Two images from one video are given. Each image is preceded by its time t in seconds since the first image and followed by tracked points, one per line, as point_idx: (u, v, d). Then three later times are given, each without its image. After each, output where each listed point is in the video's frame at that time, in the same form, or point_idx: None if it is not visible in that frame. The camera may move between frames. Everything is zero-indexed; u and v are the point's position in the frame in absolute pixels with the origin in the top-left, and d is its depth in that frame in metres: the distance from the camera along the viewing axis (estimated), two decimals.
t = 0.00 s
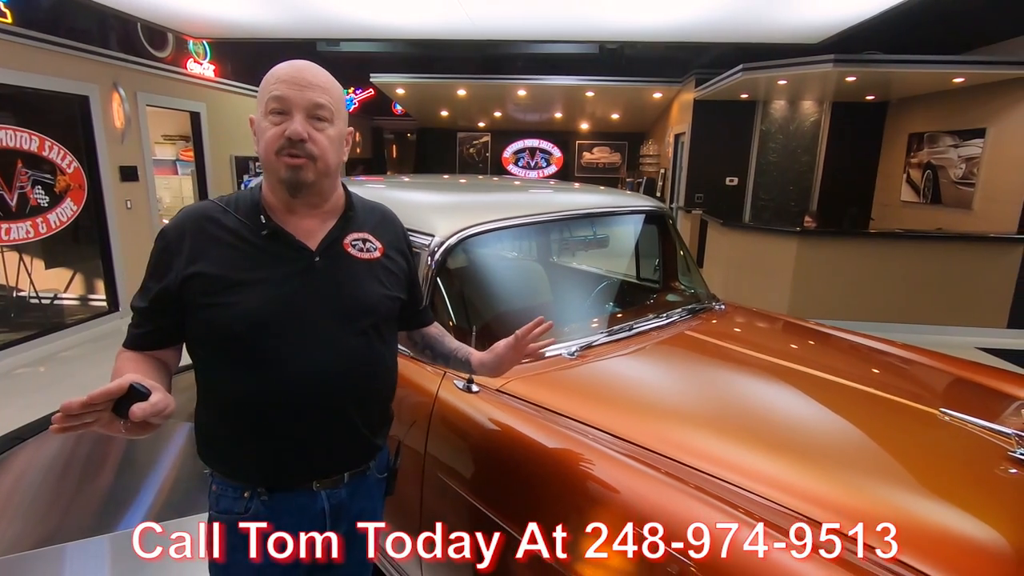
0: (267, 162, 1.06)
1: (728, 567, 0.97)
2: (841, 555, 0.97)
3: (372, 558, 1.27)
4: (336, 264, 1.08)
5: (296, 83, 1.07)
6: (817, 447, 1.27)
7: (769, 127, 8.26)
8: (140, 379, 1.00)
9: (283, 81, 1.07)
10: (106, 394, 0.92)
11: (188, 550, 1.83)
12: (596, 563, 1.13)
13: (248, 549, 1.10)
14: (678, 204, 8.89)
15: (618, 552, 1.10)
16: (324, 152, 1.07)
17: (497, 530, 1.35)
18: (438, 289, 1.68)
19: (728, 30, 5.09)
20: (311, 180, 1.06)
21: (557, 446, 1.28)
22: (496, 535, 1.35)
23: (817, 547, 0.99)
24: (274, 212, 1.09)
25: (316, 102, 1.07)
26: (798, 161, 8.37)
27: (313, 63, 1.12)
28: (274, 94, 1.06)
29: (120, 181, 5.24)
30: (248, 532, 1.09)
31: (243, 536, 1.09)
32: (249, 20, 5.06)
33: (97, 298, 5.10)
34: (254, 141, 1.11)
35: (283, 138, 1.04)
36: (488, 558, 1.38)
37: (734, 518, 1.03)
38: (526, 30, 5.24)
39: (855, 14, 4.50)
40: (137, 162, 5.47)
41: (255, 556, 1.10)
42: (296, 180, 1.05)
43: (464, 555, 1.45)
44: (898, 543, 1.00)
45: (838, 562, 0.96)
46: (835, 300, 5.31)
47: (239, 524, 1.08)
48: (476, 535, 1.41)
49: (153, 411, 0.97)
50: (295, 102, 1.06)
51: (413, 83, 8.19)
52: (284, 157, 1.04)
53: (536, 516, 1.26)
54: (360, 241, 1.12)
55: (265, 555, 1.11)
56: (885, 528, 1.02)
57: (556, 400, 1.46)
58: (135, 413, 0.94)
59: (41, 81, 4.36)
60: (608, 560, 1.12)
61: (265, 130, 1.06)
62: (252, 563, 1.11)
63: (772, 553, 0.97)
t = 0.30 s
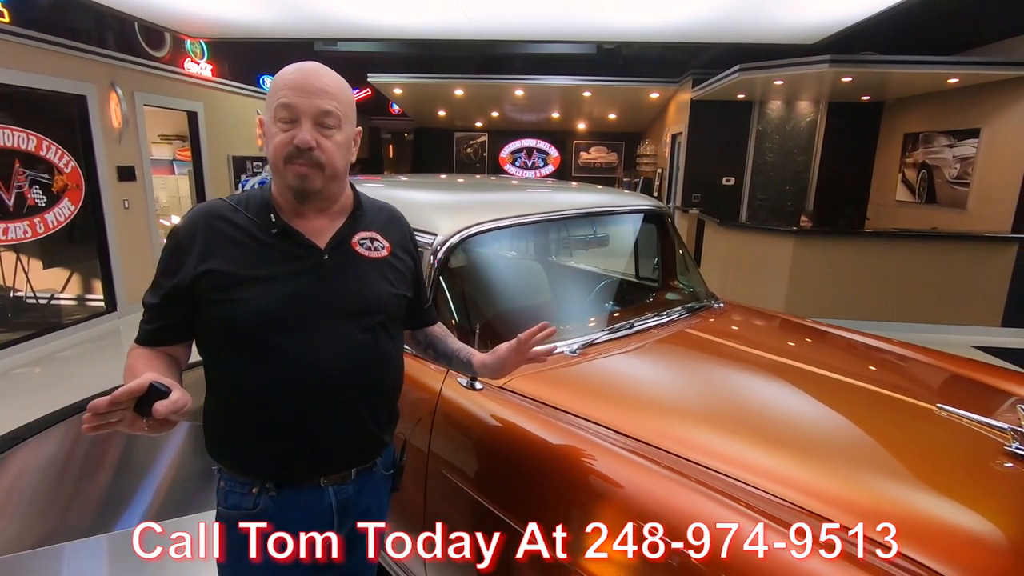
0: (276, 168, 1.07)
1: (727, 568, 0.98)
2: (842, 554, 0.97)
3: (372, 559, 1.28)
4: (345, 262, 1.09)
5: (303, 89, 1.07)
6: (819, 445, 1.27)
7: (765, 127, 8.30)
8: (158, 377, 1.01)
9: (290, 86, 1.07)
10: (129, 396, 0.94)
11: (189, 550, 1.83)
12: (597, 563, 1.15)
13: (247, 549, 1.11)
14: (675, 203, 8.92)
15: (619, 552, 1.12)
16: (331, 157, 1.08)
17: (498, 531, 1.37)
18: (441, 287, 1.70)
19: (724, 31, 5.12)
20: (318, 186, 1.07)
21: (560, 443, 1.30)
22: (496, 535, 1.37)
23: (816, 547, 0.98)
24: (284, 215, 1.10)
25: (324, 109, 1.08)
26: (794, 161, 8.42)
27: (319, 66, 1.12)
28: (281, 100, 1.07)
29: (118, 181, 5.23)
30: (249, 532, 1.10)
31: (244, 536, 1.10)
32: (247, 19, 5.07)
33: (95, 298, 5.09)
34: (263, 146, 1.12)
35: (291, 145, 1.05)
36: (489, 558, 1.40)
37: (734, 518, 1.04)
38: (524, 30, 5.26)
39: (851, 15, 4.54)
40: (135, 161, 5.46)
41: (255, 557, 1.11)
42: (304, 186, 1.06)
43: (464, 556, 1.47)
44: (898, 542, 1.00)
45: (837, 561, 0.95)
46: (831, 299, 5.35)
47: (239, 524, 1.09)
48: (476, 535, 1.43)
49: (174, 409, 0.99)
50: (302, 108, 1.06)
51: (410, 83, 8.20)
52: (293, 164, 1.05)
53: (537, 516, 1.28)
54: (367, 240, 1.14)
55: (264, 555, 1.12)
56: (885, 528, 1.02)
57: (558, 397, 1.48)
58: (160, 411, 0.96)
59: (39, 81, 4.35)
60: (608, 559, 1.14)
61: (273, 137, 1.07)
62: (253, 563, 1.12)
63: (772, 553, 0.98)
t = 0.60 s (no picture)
0: (282, 164, 1.08)
1: (727, 567, 0.98)
2: (842, 554, 0.97)
3: (372, 559, 1.29)
4: (349, 262, 1.10)
5: (311, 86, 1.09)
6: (815, 442, 1.28)
7: (759, 127, 8.35)
8: (176, 393, 0.99)
9: (297, 83, 1.09)
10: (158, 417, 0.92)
11: (188, 550, 1.84)
12: (598, 563, 1.16)
13: (248, 549, 1.12)
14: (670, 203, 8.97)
15: (619, 553, 1.13)
16: (337, 153, 1.09)
17: (498, 531, 1.39)
18: (440, 286, 1.71)
19: (719, 31, 5.15)
20: (325, 182, 1.09)
21: (561, 442, 1.30)
22: (496, 535, 1.39)
23: (817, 547, 0.98)
24: (290, 212, 1.11)
25: (330, 105, 1.09)
26: (788, 161, 8.48)
27: (326, 65, 1.14)
28: (289, 96, 1.08)
29: (113, 181, 5.21)
30: (249, 532, 1.11)
31: (244, 536, 1.11)
32: (243, 19, 5.06)
33: (89, 298, 5.06)
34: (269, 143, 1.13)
35: (298, 140, 1.06)
36: (489, 558, 1.42)
37: (735, 518, 1.04)
38: (520, 30, 5.27)
39: (844, 16, 4.57)
40: (129, 161, 5.44)
41: (255, 557, 1.12)
42: (310, 181, 1.07)
43: (464, 555, 1.49)
44: (898, 542, 1.00)
45: (838, 560, 0.95)
46: (825, 298, 5.39)
47: (239, 524, 1.10)
48: (476, 535, 1.45)
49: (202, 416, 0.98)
50: (309, 104, 1.08)
51: (406, 82, 8.21)
52: (299, 159, 1.07)
53: (536, 517, 1.29)
54: (372, 240, 1.15)
55: (264, 555, 1.13)
56: (885, 529, 1.02)
57: (557, 394, 1.49)
58: (193, 422, 0.94)
59: (33, 80, 4.33)
60: (608, 559, 1.15)
61: (280, 132, 1.08)
62: (254, 563, 1.13)
63: (772, 553, 0.98)
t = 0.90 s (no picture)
0: (282, 160, 1.09)
1: (727, 567, 0.99)
2: (843, 554, 0.97)
3: (372, 559, 1.29)
4: (352, 259, 1.11)
5: (310, 84, 1.10)
6: (811, 438, 1.30)
7: (753, 127, 8.40)
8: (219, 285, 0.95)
9: (297, 82, 1.10)
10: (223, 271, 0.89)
11: (188, 551, 1.84)
12: (598, 562, 1.17)
13: (248, 549, 1.13)
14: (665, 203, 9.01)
15: (619, 553, 1.14)
16: (336, 149, 1.10)
17: (497, 531, 1.40)
18: (438, 286, 1.71)
19: (712, 32, 5.18)
20: (324, 176, 1.09)
21: (560, 441, 1.31)
22: (496, 535, 1.40)
23: (816, 546, 0.98)
24: (292, 209, 1.13)
25: (329, 102, 1.10)
26: (782, 161, 8.53)
27: (326, 65, 1.15)
28: (288, 94, 1.09)
29: (106, 181, 5.19)
30: (249, 532, 1.12)
31: (244, 536, 1.12)
32: (237, 18, 5.05)
33: (83, 298, 5.05)
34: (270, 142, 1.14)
35: (297, 136, 1.07)
36: (488, 558, 1.43)
37: (734, 518, 1.04)
38: (515, 30, 5.28)
39: (836, 17, 4.61)
40: (123, 161, 5.42)
41: (256, 557, 1.13)
42: (309, 176, 1.08)
43: (464, 555, 1.50)
44: (898, 543, 1.00)
45: (838, 560, 0.95)
46: (819, 296, 5.43)
47: (239, 524, 1.11)
48: (476, 535, 1.46)
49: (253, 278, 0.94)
50: (309, 102, 1.09)
51: (400, 82, 8.21)
52: (299, 156, 1.08)
53: (537, 517, 1.31)
54: (373, 237, 1.16)
55: (265, 555, 1.13)
56: (885, 529, 1.02)
57: (555, 391, 1.50)
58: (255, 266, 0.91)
59: (27, 79, 4.32)
60: (608, 559, 1.16)
61: (280, 130, 1.09)
62: (254, 562, 1.13)
63: (772, 553, 0.98)
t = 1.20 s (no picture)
0: (288, 163, 1.10)
1: (727, 567, 1.00)
2: (843, 555, 0.96)
3: (372, 558, 1.31)
4: (354, 258, 1.13)
5: (316, 87, 1.10)
6: (806, 433, 1.32)
7: (747, 127, 8.44)
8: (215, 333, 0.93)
9: (304, 84, 1.10)
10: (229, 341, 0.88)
11: (188, 550, 1.85)
12: (599, 562, 1.18)
13: (248, 549, 1.13)
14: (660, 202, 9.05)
15: (618, 553, 1.15)
16: (342, 152, 1.12)
17: (497, 530, 1.42)
18: (438, 284, 1.73)
19: (706, 32, 5.21)
20: (330, 179, 1.11)
21: (561, 439, 1.32)
22: (496, 534, 1.42)
23: (816, 546, 0.98)
24: (298, 209, 1.14)
25: (335, 106, 1.11)
26: (776, 161, 8.57)
27: (332, 66, 1.16)
28: (295, 97, 1.10)
29: (101, 181, 5.16)
30: (249, 532, 1.13)
31: (244, 537, 1.13)
32: (232, 18, 5.05)
33: (77, 298, 5.02)
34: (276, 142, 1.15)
35: (304, 140, 1.08)
36: (488, 558, 1.44)
37: (734, 518, 1.05)
38: (511, 29, 5.29)
39: (829, 17, 4.65)
40: (118, 161, 5.40)
41: (255, 557, 1.13)
42: (315, 179, 1.09)
43: (464, 555, 1.51)
44: (898, 543, 1.00)
45: (838, 560, 0.95)
46: (812, 295, 5.46)
47: (239, 524, 1.13)
48: (476, 535, 1.47)
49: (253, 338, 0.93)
50: (315, 106, 1.10)
51: (396, 82, 8.21)
52: (305, 159, 1.09)
53: (537, 517, 1.32)
54: (375, 236, 1.18)
55: (265, 555, 1.14)
56: (885, 529, 1.02)
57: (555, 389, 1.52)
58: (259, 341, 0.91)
59: (21, 79, 4.30)
60: (608, 558, 1.17)
61: (286, 132, 1.10)
62: (254, 563, 1.14)
63: (772, 554, 0.99)
